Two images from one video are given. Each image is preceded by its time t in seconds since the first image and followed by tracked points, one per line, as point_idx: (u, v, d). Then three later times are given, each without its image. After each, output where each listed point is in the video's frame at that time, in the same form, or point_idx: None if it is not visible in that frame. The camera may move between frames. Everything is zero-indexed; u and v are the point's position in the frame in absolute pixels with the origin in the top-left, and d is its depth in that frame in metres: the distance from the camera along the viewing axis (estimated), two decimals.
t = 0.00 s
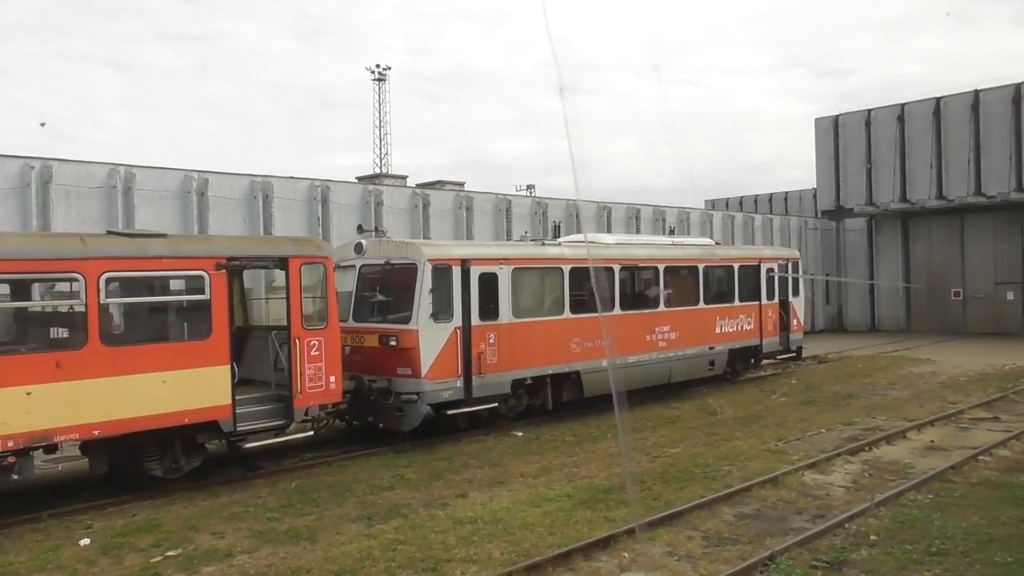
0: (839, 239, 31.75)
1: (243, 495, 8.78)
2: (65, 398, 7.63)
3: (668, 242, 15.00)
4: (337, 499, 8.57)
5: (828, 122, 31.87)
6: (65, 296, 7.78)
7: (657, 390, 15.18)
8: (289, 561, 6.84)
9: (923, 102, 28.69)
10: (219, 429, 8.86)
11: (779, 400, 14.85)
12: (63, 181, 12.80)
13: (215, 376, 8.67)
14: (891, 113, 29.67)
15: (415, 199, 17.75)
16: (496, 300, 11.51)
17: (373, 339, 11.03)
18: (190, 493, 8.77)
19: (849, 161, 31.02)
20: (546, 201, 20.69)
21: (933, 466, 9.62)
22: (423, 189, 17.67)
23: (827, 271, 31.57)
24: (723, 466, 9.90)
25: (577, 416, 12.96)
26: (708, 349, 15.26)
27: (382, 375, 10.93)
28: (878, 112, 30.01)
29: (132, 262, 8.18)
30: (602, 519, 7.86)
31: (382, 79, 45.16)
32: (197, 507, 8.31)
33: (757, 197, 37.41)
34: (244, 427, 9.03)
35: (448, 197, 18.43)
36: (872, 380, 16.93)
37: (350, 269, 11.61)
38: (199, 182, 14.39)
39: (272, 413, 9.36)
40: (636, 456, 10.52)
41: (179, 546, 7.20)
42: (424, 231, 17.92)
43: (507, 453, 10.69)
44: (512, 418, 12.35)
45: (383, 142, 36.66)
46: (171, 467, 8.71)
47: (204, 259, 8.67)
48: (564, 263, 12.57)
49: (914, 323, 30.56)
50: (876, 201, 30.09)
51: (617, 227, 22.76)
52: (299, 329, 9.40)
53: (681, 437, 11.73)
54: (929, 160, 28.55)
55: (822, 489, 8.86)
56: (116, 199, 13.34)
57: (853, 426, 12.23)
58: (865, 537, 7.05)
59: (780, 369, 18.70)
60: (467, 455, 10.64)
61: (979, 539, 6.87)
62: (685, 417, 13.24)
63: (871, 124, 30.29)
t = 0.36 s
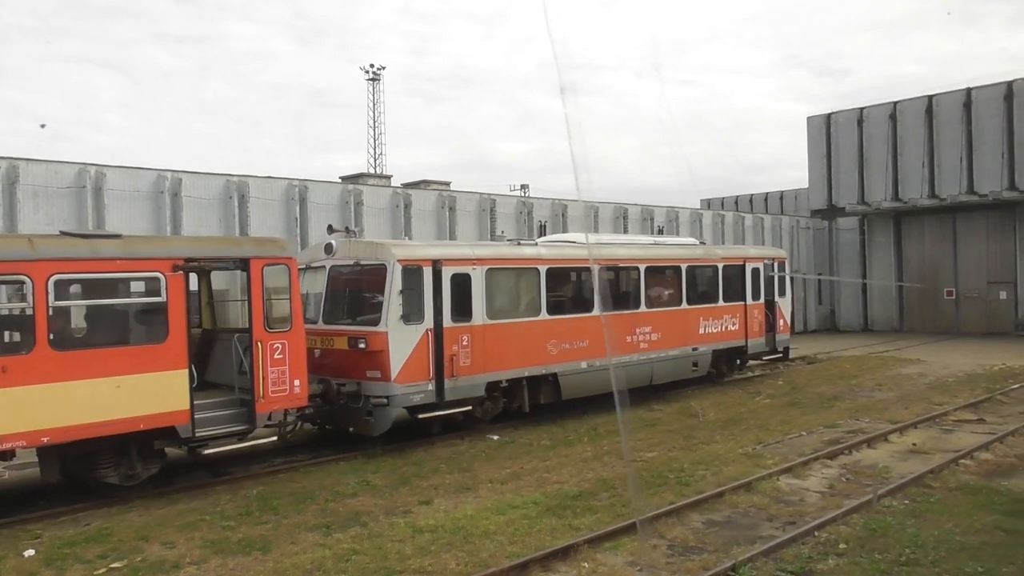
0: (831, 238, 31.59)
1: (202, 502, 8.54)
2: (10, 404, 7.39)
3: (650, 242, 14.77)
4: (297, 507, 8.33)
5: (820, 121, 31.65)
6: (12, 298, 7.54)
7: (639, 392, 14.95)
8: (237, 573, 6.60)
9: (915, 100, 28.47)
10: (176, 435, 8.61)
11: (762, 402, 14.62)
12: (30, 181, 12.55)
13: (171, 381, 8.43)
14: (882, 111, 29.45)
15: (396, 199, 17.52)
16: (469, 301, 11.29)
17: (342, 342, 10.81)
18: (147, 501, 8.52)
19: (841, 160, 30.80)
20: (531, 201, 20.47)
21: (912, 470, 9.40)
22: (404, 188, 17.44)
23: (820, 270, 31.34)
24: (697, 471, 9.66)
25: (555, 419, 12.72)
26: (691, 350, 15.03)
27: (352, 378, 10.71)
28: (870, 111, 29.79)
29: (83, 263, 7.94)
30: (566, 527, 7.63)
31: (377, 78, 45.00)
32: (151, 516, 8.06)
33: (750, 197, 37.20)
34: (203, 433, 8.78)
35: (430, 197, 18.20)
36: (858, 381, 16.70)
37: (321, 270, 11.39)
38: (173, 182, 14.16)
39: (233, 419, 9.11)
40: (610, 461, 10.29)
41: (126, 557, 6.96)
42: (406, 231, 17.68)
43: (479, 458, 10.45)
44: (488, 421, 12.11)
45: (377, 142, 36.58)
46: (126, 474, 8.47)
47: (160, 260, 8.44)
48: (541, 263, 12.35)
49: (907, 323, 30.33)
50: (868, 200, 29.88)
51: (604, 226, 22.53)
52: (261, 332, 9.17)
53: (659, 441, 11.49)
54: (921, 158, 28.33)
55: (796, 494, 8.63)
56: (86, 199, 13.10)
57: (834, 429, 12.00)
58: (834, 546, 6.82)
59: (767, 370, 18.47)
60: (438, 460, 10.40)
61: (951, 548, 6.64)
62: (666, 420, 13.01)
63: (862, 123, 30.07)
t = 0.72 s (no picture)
0: (823, 237, 31.41)
1: (158, 510, 8.31)
2: None
3: (631, 242, 14.56)
4: (254, 515, 8.10)
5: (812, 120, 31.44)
6: None
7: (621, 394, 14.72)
8: None
9: (907, 98, 28.24)
10: (132, 441, 8.38)
11: (745, 404, 14.38)
12: None
13: (127, 386, 8.22)
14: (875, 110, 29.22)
15: (377, 198, 17.29)
16: (442, 302, 11.07)
17: (310, 344, 10.58)
18: (102, 509, 8.30)
19: (834, 159, 30.58)
20: (516, 200, 20.25)
21: (889, 475, 9.17)
22: (386, 187, 17.21)
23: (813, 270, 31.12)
24: (670, 476, 9.44)
25: (532, 422, 12.50)
26: (674, 352, 14.81)
27: (320, 382, 10.48)
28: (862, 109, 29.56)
29: (33, 264, 7.71)
30: (528, 536, 7.40)
31: (371, 78, 44.85)
32: (104, 524, 7.84)
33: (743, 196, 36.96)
34: (160, 438, 8.56)
35: (412, 196, 17.98)
36: (845, 383, 16.47)
37: (290, 271, 11.17)
38: (146, 181, 13.93)
39: (192, 424, 8.88)
40: (583, 466, 10.06)
41: (70, 568, 6.74)
42: (387, 231, 17.46)
43: (450, 462, 10.22)
44: (463, 425, 11.88)
45: (370, 142, 36.36)
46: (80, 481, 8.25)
47: (114, 261, 8.22)
48: (517, 264, 12.13)
49: (900, 323, 30.10)
50: (861, 199, 29.66)
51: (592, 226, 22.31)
52: (221, 334, 8.94)
53: (636, 445, 11.27)
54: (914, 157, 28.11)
55: (768, 501, 8.40)
56: (56, 198, 12.86)
57: (815, 432, 11.77)
58: (800, 556, 6.60)
59: (754, 372, 18.25)
60: (407, 465, 10.17)
61: (920, 558, 6.41)
62: (645, 423, 12.78)
63: (855, 122, 29.85)
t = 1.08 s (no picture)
0: (816, 238, 31.22)
1: (112, 518, 8.09)
2: None
3: (613, 243, 14.34)
4: (210, 523, 7.88)
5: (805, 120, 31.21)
6: None
7: (603, 397, 14.50)
8: None
9: (900, 98, 28.01)
10: (85, 447, 8.16)
11: (728, 408, 14.16)
12: None
13: (80, 391, 7.99)
14: (867, 110, 28.98)
15: (358, 198, 17.08)
16: (413, 305, 10.85)
17: (277, 347, 10.35)
18: (54, 516, 8.08)
19: (826, 159, 30.36)
20: (502, 200, 20.03)
21: (865, 482, 8.94)
22: (367, 187, 16.99)
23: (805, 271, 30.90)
24: (642, 483, 9.21)
25: (509, 427, 12.27)
26: (657, 354, 14.59)
27: (287, 385, 10.25)
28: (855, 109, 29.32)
29: None
30: (488, 545, 7.17)
31: (365, 77, 44.68)
32: (53, 533, 7.61)
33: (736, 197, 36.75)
34: (116, 444, 8.33)
35: (395, 196, 17.76)
36: (831, 385, 16.25)
37: (259, 272, 10.96)
38: (119, 180, 13.69)
39: (150, 429, 8.65)
40: (555, 471, 9.84)
41: None
42: (368, 231, 17.24)
43: (419, 468, 10.00)
44: (437, 429, 11.66)
45: (363, 141, 36.15)
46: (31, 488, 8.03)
47: (67, 261, 8.01)
48: (493, 265, 11.92)
49: (893, 324, 29.86)
50: (853, 199, 29.44)
51: (579, 227, 22.08)
52: (180, 337, 8.72)
53: (612, 450, 11.04)
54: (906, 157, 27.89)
55: (739, 509, 8.18)
56: (25, 197, 12.63)
57: (796, 436, 11.55)
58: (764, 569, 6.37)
59: (741, 374, 18.03)
60: (376, 470, 9.95)
61: (886, 571, 6.19)
62: (624, 427, 12.56)
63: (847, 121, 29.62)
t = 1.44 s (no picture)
0: (808, 238, 31.01)
1: (62, 525, 7.86)
2: None
3: (593, 243, 14.12)
4: (161, 531, 7.66)
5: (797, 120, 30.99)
6: None
7: (583, 400, 14.28)
8: None
9: (893, 97, 27.79)
10: (36, 452, 7.94)
11: (710, 411, 13.93)
12: None
13: (29, 397, 7.78)
14: (860, 110, 28.76)
15: (339, 197, 16.86)
16: (383, 306, 10.63)
17: (242, 349, 10.13)
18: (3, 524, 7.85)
19: (818, 159, 30.14)
20: (486, 200, 19.81)
21: (840, 488, 8.72)
22: (348, 186, 16.77)
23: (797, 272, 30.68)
24: (612, 489, 8.99)
25: (484, 431, 12.05)
26: (638, 356, 14.37)
27: (252, 389, 10.03)
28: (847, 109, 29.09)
29: None
30: (444, 555, 6.95)
31: (360, 77, 44.62)
32: None
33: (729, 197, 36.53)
34: (68, 449, 8.11)
35: (377, 195, 17.54)
36: (817, 388, 16.02)
37: (226, 273, 10.74)
38: (90, 178, 13.46)
39: (105, 433, 8.43)
40: (525, 477, 9.62)
41: None
42: (349, 231, 17.01)
43: (386, 473, 9.77)
44: (409, 433, 11.44)
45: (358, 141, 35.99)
46: None
47: (16, 262, 7.80)
48: (466, 265, 11.70)
49: (885, 325, 29.63)
50: (846, 200, 29.22)
51: (565, 227, 21.87)
52: (136, 339, 8.50)
53: (586, 454, 10.82)
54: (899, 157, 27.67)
55: (708, 517, 7.96)
56: None
57: (775, 441, 11.33)
58: None
59: (726, 377, 17.81)
60: (341, 476, 9.72)
61: None
62: (602, 431, 12.33)
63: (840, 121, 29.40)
